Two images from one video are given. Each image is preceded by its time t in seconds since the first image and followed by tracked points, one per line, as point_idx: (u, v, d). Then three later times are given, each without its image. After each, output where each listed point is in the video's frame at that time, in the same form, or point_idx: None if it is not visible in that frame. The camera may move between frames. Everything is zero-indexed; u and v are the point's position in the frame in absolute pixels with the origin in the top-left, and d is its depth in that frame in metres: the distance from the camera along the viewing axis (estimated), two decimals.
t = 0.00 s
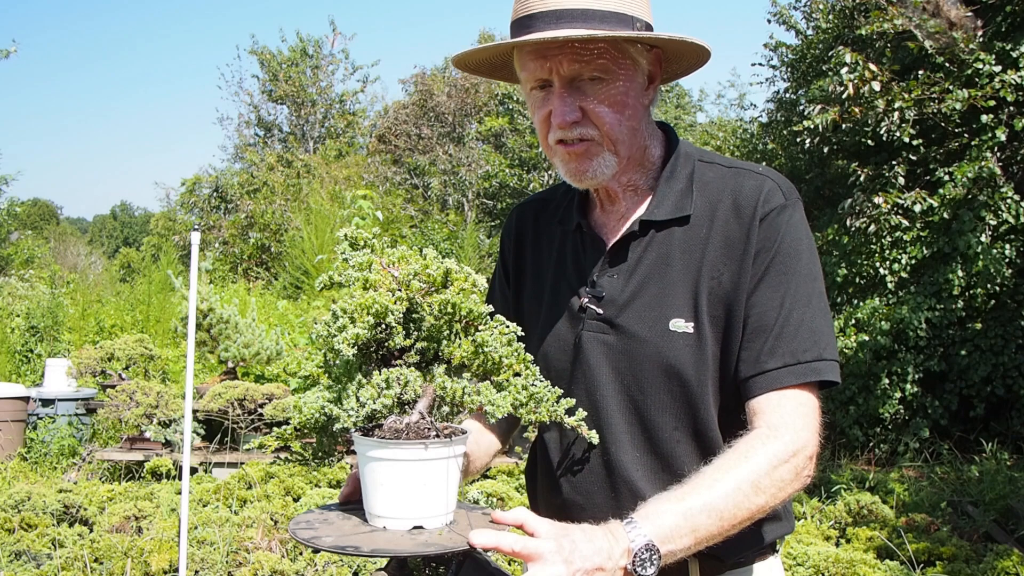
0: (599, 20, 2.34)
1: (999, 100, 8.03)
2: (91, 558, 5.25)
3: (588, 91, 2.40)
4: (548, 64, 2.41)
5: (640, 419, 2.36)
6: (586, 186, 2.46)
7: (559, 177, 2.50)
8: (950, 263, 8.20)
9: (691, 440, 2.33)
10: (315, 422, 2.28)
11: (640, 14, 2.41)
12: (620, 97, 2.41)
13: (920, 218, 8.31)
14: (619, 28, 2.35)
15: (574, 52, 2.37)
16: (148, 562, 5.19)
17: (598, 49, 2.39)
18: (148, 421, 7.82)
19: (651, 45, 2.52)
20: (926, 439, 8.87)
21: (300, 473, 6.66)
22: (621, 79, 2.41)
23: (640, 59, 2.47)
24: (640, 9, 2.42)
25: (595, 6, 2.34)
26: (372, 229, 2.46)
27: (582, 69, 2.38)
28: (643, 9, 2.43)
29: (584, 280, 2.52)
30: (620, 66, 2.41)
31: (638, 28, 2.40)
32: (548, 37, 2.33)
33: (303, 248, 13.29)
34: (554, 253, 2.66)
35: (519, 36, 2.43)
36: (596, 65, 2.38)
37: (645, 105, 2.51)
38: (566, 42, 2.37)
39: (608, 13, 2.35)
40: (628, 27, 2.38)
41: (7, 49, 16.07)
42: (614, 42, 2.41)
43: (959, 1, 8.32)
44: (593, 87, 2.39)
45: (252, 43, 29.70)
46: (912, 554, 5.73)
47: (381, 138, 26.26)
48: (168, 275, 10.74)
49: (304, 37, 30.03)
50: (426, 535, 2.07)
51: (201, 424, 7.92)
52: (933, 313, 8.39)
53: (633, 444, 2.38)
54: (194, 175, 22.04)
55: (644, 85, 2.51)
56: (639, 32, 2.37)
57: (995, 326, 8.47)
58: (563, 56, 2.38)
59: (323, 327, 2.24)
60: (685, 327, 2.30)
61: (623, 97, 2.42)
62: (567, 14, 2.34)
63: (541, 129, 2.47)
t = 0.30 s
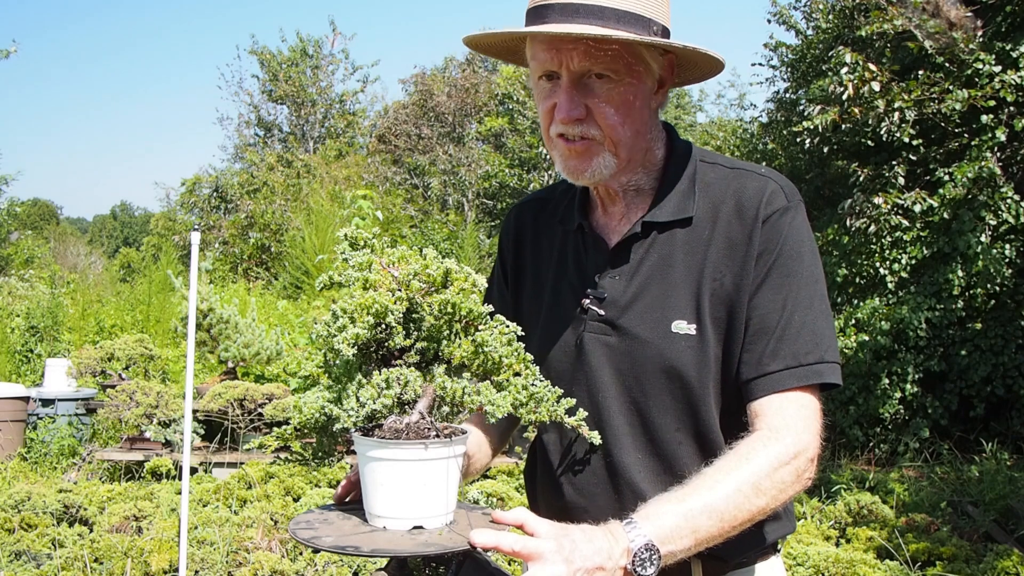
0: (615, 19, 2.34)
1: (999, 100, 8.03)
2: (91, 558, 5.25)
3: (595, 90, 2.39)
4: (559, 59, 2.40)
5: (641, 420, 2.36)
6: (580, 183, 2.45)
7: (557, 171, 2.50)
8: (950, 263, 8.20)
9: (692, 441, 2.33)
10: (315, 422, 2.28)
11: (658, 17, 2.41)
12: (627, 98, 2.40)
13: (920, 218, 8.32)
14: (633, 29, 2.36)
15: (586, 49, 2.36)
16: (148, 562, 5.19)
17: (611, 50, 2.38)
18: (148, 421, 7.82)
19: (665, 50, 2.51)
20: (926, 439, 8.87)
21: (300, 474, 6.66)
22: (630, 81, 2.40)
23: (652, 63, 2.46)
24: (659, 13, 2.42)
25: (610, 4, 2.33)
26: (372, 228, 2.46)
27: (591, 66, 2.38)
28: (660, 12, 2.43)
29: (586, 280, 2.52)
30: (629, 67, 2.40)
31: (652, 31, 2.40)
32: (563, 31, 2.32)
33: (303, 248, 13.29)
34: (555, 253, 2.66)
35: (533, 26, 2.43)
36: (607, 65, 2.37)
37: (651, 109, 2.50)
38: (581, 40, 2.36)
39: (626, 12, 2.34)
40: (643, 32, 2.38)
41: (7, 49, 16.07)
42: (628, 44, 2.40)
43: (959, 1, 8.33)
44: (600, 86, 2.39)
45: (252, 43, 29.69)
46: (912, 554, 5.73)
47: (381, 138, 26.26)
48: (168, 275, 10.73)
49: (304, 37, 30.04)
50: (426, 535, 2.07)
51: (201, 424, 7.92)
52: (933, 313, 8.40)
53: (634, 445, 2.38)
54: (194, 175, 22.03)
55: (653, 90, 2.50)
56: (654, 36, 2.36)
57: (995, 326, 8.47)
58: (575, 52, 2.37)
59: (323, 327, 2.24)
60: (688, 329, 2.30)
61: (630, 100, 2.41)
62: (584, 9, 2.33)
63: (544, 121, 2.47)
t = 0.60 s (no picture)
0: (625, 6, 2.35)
1: (999, 100, 8.03)
2: (90, 558, 5.25)
3: (604, 75, 2.40)
4: (569, 42, 2.41)
5: (640, 421, 2.36)
6: (584, 177, 2.45)
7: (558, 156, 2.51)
8: (950, 263, 8.20)
9: (692, 443, 2.34)
10: (315, 422, 2.28)
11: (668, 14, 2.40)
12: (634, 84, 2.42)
13: (920, 218, 8.31)
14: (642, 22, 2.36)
15: (597, 31, 2.38)
16: (148, 562, 5.19)
17: (621, 34, 2.39)
18: (148, 421, 7.82)
19: (675, 45, 2.54)
20: (926, 439, 8.87)
21: (300, 473, 6.66)
22: (638, 68, 2.42)
23: (660, 54, 2.48)
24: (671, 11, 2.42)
25: None
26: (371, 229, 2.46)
27: (600, 50, 2.39)
28: (672, 6, 2.43)
29: (584, 280, 2.51)
30: (638, 55, 2.42)
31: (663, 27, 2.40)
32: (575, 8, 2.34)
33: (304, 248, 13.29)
34: (553, 252, 2.65)
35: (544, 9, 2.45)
36: (617, 49, 2.39)
37: (657, 99, 2.52)
38: (592, 20, 2.38)
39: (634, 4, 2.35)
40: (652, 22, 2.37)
41: (7, 49, 16.06)
42: (638, 31, 2.42)
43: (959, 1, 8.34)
44: (609, 69, 2.40)
45: (252, 43, 29.68)
46: (912, 554, 5.72)
47: (381, 138, 26.25)
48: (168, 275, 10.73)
49: (304, 37, 30.04)
50: (426, 535, 2.07)
51: (201, 424, 7.92)
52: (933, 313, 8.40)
53: (634, 447, 2.38)
54: (194, 175, 22.02)
55: (659, 80, 2.51)
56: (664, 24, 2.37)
57: (995, 326, 8.47)
58: (586, 34, 2.39)
59: (323, 327, 2.24)
60: (689, 331, 2.29)
61: (637, 86, 2.42)
62: None
63: (550, 107, 2.47)
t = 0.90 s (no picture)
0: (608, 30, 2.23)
1: (999, 100, 8.03)
2: (91, 558, 5.26)
3: (584, 100, 2.29)
4: (547, 64, 2.29)
5: (641, 424, 2.37)
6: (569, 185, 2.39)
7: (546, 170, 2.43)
8: (950, 263, 8.20)
9: (692, 445, 2.34)
10: (315, 422, 2.28)
11: (660, 24, 2.30)
12: (616, 108, 2.30)
13: (920, 218, 8.31)
14: (627, 41, 2.25)
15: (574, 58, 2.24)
16: (148, 562, 5.19)
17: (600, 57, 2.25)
18: (148, 421, 7.82)
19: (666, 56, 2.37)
20: (926, 439, 8.87)
21: (300, 473, 6.66)
22: (620, 90, 2.29)
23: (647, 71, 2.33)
24: (665, 19, 2.31)
25: (606, 13, 2.24)
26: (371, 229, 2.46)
27: (579, 76, 2.26)
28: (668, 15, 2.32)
29: (585, 280, 2.51)
30: (620, 77, 2.29)
31: (650, 41, 2.28)
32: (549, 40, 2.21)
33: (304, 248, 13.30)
34: (553, 252, 2.65)
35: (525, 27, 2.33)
36: (596, 74, 2.26)
37: (647, 116, 2.39)
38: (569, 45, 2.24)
39: (620, 21, 2.24)
40: (640, 42, 2.27)
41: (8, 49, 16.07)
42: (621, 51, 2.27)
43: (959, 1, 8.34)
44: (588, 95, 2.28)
45: (252, 43, 29.69)
46: (912, 554, 5.73)
47: (381, 138, 26.25)
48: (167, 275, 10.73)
49: (304, 37, 30.05)
50: (426, 535, 2.07)
51: (201, 424, 7.91)
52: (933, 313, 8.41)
53: (634, 448, 2.38)
54: (194, 175, 22.02)
55: (648, 96, 2.38)
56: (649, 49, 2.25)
57: (995, 326, 8.47)
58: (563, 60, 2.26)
59: (323, 327, 2.24)
60: (689, 333, 2.29)
61: (621, 107, 2.30)
62: (578, 18, 2.25)
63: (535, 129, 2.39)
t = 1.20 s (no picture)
0: (608, 38, 2.21)
1: (999, 100, 8.03)
2: (91, 558, 5.26)
3: (584, 111, 2.27)
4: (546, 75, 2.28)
5: (643, 426, 2.37)
6: (575, 195, 2.40)
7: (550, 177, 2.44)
8: (950, 263, 8.21)
9: (694, 447, 2.34)
10: (315, 422, 2.28)
11: (660, 29, 2.27)
12: (617, 117, 2.29)
13: (920, 218, 8.32)
14: (628, 48, 2.22)
15: (573, 69, 2.22)
16: (148, 562, 5.19)
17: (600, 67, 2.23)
18: (148, 421, 7.82)
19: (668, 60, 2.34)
20: (926, 439, 8.87)
21: (300, 473, 6.66)
22: (621, 98, 2.28)
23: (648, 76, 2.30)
24: (665, 24, 2.29)
25: (605, 21, 2.22)
26: (371, 228, 2.46)
27: (579, 86, 2.25)
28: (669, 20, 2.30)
29: (586, 281, 2.51)
30: (620, 85, 2.28)
31: (651, 46, 2.25)
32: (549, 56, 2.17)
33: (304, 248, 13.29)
34: (554, 253, 2.65)
35: (524, 37, 2.31)
36: (596, 84, 2.24)
37: (649, 120, 2.38)
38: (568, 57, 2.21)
39: (619, 30, 2.22)
40: (640, 49, 2.24)
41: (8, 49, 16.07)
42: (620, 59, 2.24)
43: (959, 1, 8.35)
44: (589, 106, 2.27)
45: (252, 43, 29.69)
46: (912, 554, 5.73)
47: (381, 138, 26.24)
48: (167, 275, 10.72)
49: (304, 37, 30.04)
50: (426, 535, 2.07)
51: (201, 424, 7.91)
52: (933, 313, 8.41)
53: (635, 451, 2.38)
54: (194, 175, 22.01)
55: (650, 101, 2.36)
56: (651, 54, 2.22)
57: (995, 326, 8.47)
58: (562, 71, 2.23)
59: (323, 327, 2.24)
60: (692, 336, 2.30)
61: (622, 115, 2.29)
62: (577, 27, 2.23)
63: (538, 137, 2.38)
